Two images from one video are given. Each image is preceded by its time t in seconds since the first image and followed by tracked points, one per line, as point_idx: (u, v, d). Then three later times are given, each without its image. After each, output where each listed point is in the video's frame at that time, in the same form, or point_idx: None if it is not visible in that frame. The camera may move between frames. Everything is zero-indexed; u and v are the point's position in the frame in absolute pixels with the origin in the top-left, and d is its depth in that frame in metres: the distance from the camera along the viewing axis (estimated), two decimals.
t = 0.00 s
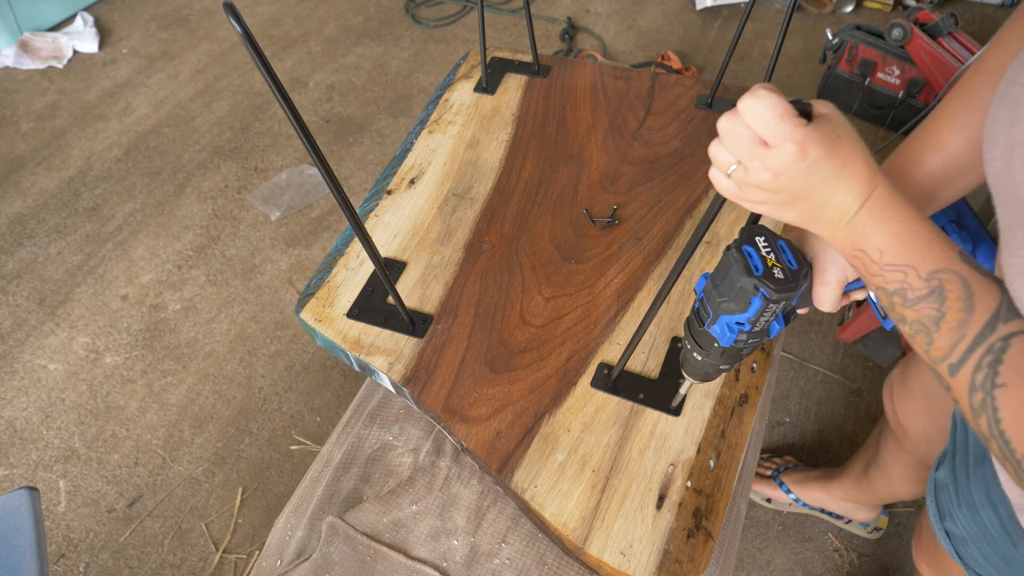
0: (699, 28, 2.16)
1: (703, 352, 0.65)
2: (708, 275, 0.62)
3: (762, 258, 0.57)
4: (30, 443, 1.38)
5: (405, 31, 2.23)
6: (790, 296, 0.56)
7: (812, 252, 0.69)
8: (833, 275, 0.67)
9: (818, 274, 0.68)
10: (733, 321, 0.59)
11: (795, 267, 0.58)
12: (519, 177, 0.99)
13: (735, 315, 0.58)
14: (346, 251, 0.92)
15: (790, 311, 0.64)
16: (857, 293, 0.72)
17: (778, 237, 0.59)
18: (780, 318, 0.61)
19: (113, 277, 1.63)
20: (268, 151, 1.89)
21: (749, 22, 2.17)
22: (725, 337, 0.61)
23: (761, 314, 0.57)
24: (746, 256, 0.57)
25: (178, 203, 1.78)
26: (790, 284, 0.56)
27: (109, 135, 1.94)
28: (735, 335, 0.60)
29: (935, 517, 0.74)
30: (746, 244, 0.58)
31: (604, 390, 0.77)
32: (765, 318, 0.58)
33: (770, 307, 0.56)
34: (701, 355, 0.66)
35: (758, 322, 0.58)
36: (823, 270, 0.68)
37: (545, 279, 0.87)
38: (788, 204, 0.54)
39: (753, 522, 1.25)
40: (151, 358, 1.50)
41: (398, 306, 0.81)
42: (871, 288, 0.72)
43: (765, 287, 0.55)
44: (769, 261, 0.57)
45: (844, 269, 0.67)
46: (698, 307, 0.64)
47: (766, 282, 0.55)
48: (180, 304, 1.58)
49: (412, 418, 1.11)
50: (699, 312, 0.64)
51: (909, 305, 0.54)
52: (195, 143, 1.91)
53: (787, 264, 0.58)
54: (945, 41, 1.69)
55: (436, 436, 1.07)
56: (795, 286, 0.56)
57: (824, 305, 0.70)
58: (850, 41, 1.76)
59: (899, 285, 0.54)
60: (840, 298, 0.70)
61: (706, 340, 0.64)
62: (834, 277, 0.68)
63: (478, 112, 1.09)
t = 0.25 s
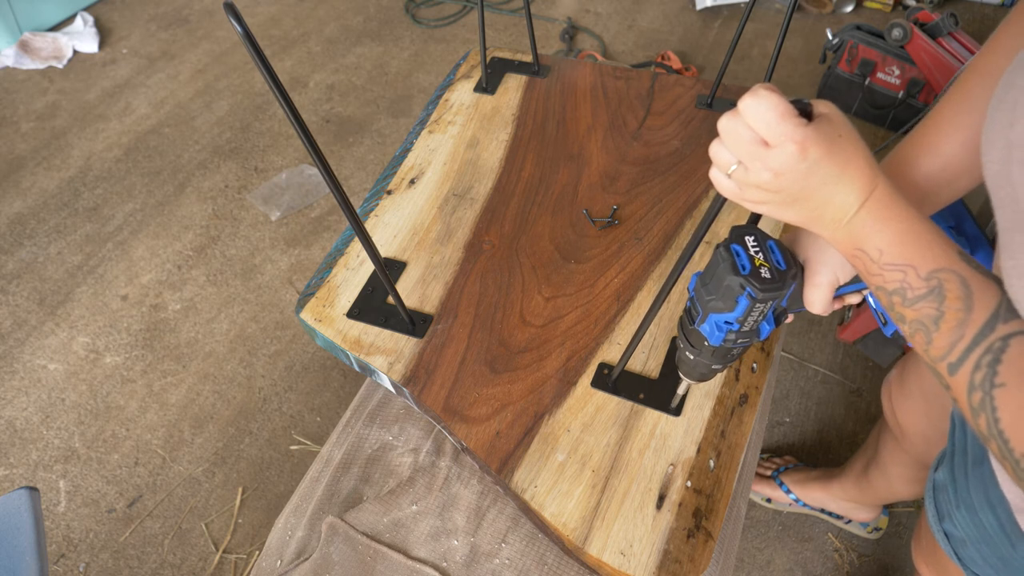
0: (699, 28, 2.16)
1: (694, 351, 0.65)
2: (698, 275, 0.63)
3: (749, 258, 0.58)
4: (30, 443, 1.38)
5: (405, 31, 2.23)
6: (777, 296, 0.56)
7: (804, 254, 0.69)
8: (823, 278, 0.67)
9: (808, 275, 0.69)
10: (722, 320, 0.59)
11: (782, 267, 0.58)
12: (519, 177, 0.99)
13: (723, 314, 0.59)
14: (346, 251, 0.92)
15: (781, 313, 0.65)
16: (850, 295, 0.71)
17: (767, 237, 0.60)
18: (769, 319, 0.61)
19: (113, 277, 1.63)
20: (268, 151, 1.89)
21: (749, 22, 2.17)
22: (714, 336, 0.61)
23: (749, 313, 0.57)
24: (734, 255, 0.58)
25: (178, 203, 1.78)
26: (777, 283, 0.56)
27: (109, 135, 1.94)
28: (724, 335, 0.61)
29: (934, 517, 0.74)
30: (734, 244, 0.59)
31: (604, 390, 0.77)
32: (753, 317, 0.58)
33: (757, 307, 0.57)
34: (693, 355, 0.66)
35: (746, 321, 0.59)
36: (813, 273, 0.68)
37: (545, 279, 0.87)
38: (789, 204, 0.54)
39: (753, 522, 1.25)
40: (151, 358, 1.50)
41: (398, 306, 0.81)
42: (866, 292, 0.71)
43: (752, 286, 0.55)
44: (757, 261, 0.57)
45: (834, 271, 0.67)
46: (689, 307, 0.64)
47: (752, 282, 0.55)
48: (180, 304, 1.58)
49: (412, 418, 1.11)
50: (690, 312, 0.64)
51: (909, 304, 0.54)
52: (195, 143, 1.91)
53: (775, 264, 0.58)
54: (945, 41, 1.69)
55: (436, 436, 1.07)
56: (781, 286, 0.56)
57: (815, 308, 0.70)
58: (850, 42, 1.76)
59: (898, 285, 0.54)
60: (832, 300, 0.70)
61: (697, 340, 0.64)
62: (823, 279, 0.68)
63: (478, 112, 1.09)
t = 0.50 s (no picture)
0: (699, 28, 2.16)
1: (694, 354, 0.65)
2: (697, 277, 0.63)
3: (748, 261, 0.57)
4: (30, 443, 1.38)
5: (405, 31, 2.23)
6: (776, 298, 0.56)
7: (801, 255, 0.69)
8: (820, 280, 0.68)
9: (805, 278, 0.69)
10: (721, 323, 0.59)
11: (781, 269, 0.58)
12: (519, 177, 0.99)
13: (722, 317, 0.59)
14: (346, 251, 0.92)
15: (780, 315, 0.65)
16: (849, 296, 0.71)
17: (765, 239, 0.59)
18: (768, 320, 0.61)
19: (113, 277, 1.63)
20: (268, 151, 1.89)
21: (749, 22, 2.17)
22: (713, 339, 0.61)
23: (749, 315, 0.57)
24: (732, 258, 0.57)
25: (178, 203, 1.78)
26: (776, 286, 0.56)
27: (109, 135, 1.94)
28: (723, 337, 0.61)
29: (932, 518, 0.74)
30: (732, 247, 0.58)
31: (604, 390, 0.77)
32: (752, 320, 0.58)
33: (756, 310, 0.57)
34: (692, 357, 0.66)
35: (746, 324, 0.59)
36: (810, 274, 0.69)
37: (545, 279, 0.87)
38: (789, 205, 0.54)
39: (753, 522, 1.25)
40: (151, 359, 1.50)
41: (398, 306, 0.81)
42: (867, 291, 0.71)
43: (751, 290, 0.55)
44: (755, 264, 0.57)
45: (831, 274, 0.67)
46: (688, 309, 0.64)
47: (751, 285, 0.55)
48: (180, 304, 1.58)
49: (412, 418, 1.11)
50: (689, 314, 0.64)
51: (909, 305, 0.54)
52: (195, 143, 1.91)
53: (773, 266, 0.58)
54: (945, 41, 1.69)
55: (436, 436, 1.07)
56: (781, 289, 0.56)
57: (812, 309, 0.71)
58: (850, 42, 1.76)
59: (898, 286, 0.54)
60: (830, 300, 0.70)
61: (696, 342, 0.64)
62: (820, 282, 0.68)
63: (478, 112, 1.09)
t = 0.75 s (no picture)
0: (699, 28, 2.16)
1: (694, 356, 0.65)
2: (693, 281, 0.63)
3: (744, 262, 0.58)
4: (30, 443, 1.38)
5: (405, 31, 2.23)
6: (776, 296, 0.57)
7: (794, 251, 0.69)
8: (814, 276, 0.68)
9: (800, 275, 0.69)
10: (722, 325, 0.59)
11: (777, 267, 0.58)
12: (519, 177, 0.99)
13: (722, 320, 0.59)
14: (346, 251, 0.92)
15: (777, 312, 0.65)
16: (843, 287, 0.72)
17: (758, 239, 0.60)
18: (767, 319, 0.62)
19: (113, 277, 1.63)
20: (268, 151, 1.89)
21: (749, 22, 2.17)
22: (714, 341, 0.61)
23: (750, 315, 0.58)
24: (729, 261, 0.58)
25: (178, 203, 1.78)
26: (774, 285, 0.56)
27: (109, 135, 1.94)
28: (724, 339, 0.61)
29: (930, 521, 0.74)
30: (727, 249, 0.59)
31: (604, 390, 0.77)
32: (752, 320, 0.58)
33: (756, 309, 0.57)
34: (693, 360, 0.66)
35: (746, 324, 0.59)
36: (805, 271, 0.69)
37: (545, 280, 0.87)
38: (789, 205, 0.54)
39: (753, 522, 1.25)
40: (151, 358, 1.50)
41: (398, 306, 0.81)
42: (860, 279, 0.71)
43: (751, 291, 0.56)
44: (752, 264, 0.57)
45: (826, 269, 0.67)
46: (686, 313, 0.64)
47: (749, 286, 0.56)
48: (180, 304, 1.58)
49: (412, 418, 1.11)
50: (687, 318, 0.64)
51: (909, 306, 0.54)
52: (195, 143, 1.91)
53: (770, 265, 0.58)
54: (946, 41, 1.69)
55: (436, 436, 1.07)
56: (779, 287, 0.56)
57: (811, 305, 0.71)
58: (850, 41, 1.76)
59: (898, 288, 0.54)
60: (827, 294, 0.70)
61: (696, 345, 0.64)
62: (816, 278, 0.68)
63: (478, 112, 1.09)
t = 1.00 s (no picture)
0: (699, 28, 2.16)
1: (689, 359, 0.65)
2: (682, 285, 0.63)
3: (731, 266, 0.57)
4: (30, 443, 1.38)
5: (405, 31, 2.23)
6: (764, 299, 0.56)
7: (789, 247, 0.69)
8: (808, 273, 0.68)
9: (795, 271, 0.69)
10: (713, 329, 0.59)
11: (766, 269, 0.57)
12: (519, 177, 0.99)
13: (713, 324, 0.59)
14: (346, 251, 0.92)
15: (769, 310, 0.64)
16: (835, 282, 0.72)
17: (744, 240, 0.59)
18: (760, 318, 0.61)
19: (113, 277, 1.63)
20: (268, 151, 1.89)
21: (749, 22, 2.17)
22: (707, 345, 0.61)
23: (741, 318, 0.58)
24: (715, 266, 0.57)
25: (178, 203, 1.78)
26: (762, 288, 0.56)
27: (109, 135, 1.94)
28: (717, 342, 0.61)
29: (921, 513, 0.74)
30: (713, 253, 0.58)
31: (604, 390, 0.77)
32: (743, 322, 0.58)
33: (745, 313, 0.57)
34: (688, 363, 0.66)
35: (737, 327, 0.59)
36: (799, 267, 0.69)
37: (545, 280, 0.87)
38: (788, 203, 0.54)
39: (752, 522, 1.25)
40: (151, 358, 1.50)
41: (398, 306, 0.81)
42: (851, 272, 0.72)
43: (738, 295, 0.55)
44: (739, 268, 0.57)
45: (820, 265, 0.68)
46: (677, 318, 0.64)
47: (737, 291, 0.56)
48: (180, 304, 1.58)
49: (412, 418, 1.11)
50: (678, 322, 0.64)
51: (908, 302, 0.54)
52: (195, 143, 1.91)
53: (758, 267, 0.57)
54: (946, 41, 1.69)
55: (436, 435, 1.07)
56: (768, 290, 0.56)
57: (805, 300, 0.71)
58: (850, 41, 1.76)
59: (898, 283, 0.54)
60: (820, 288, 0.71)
61: (689, 349, 0.64)
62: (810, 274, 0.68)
63: (478, 112, 1.09)
